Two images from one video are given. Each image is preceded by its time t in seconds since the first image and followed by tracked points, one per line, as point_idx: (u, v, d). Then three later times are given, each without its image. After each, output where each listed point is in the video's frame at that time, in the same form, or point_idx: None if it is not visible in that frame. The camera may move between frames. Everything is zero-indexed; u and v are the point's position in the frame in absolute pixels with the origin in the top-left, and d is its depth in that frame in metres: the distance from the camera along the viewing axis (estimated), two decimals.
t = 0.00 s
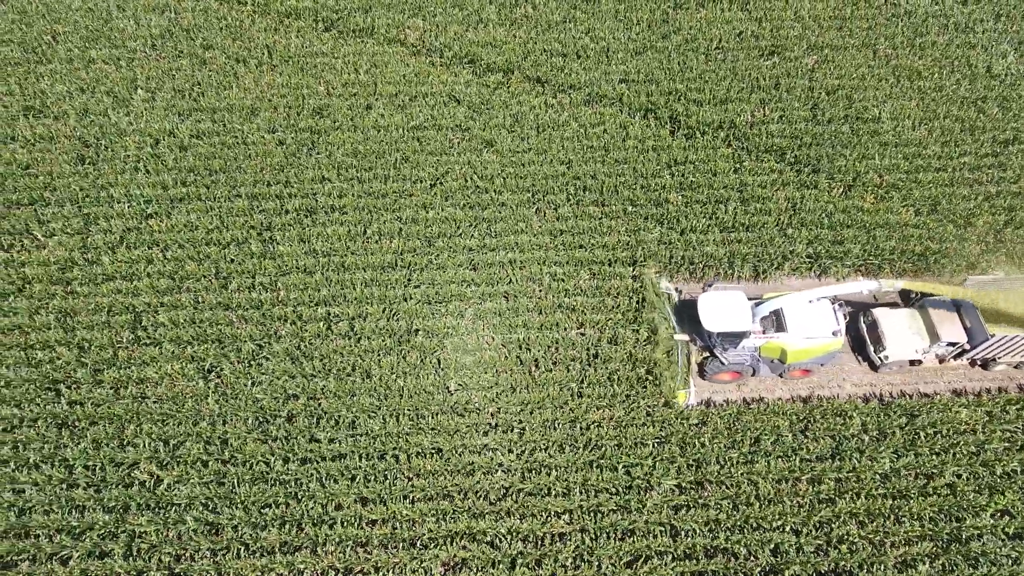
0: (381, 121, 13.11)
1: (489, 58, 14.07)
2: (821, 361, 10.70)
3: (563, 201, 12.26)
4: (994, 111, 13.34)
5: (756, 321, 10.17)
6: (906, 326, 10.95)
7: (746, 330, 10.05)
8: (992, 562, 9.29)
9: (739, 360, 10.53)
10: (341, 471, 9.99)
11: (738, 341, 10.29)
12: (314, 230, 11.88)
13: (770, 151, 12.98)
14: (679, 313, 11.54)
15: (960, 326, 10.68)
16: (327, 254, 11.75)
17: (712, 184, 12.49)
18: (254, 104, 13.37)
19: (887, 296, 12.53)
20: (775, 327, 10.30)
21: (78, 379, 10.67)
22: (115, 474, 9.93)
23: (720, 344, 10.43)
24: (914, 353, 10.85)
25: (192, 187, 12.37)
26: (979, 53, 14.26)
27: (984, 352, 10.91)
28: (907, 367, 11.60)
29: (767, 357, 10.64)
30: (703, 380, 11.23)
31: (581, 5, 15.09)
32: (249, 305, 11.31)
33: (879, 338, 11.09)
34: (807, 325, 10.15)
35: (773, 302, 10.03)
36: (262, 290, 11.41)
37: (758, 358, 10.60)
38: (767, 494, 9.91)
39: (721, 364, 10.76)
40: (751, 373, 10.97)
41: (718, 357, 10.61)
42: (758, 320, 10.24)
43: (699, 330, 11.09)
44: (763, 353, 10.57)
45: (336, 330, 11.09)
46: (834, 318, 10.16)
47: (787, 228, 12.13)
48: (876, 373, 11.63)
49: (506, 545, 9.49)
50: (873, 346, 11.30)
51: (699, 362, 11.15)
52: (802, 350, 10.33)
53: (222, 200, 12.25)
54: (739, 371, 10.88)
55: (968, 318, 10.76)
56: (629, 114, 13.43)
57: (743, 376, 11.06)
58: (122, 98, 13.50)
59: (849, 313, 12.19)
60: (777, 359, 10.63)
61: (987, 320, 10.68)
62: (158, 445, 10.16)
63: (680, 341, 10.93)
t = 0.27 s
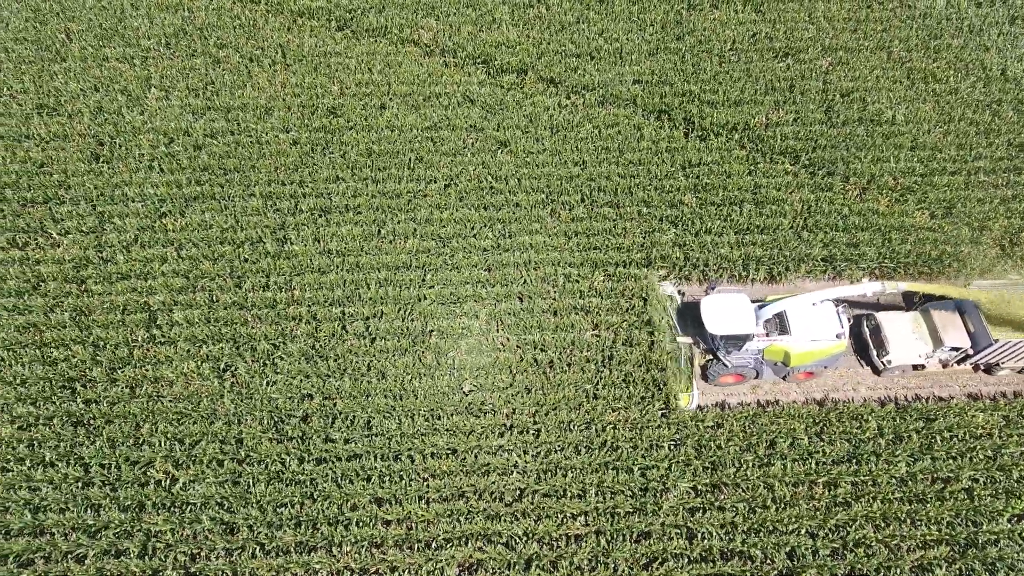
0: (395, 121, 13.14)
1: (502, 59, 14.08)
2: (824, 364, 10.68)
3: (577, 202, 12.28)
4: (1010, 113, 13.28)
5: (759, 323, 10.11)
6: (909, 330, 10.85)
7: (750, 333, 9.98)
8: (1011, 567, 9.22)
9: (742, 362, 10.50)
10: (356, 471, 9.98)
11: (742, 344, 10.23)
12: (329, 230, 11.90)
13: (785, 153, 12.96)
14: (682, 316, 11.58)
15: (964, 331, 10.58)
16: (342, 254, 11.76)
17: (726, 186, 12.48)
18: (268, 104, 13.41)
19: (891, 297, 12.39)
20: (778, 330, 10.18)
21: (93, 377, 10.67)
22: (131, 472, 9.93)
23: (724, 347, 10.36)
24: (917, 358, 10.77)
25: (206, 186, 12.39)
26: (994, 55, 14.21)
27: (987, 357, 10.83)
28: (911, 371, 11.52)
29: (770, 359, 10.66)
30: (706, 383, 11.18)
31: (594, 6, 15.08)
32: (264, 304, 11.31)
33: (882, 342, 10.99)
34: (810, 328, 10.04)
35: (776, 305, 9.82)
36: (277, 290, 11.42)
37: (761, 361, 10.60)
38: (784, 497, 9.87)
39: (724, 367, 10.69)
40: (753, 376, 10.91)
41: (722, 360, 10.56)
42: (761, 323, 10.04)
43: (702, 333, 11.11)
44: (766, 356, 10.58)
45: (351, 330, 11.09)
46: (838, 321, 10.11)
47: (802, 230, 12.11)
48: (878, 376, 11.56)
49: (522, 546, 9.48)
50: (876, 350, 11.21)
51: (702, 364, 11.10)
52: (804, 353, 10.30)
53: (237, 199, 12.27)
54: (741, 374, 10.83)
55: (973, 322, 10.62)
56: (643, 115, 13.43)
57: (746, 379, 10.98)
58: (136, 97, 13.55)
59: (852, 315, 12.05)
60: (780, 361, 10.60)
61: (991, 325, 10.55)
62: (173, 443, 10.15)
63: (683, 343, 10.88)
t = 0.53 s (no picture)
0: (407, 121, 13.17)
1: (514, 58, 14.09)
2: (824, 366, 10.68)
3: (589, 202, 12.30)
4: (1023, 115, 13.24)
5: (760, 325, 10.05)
6: (910, 333, 10.74)
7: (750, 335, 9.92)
8: None
9: (742, 364, 10.47)
10: (369, 469, 9.98)
11: (742, 346, 10.19)
12: (341, 229, 11.92)
13: (796, 154, 12.96)
14: (681, 317, 11.48)
15: (965, 333, 10.49)
16: (354, 253, 11.77)
17: (738, 187, 12.49)
18: (280, 103, 13.45)
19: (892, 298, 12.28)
20: (778, 331, 10.10)
21: (106, 375, 10.68)
22: (144, 470, 9.93)
23: (724, 349, 10.32)
24: (918, 360, 10.68)
25: (218, 185, 12.40)
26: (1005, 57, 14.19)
27: (988, 359, 10.76)
28: (910, 373, 11.44)
29: (770, 361, 10.61)
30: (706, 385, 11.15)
31: (605, 6, 15.09)
32: (276, 303, 11.31)
33: (883, 344, 10.89)
34: (811, 330, 9.98)
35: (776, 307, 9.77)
36: (289, 288, 11.44)
37: (762, 362, 10.55)
38: (797, 498, 9.85)
39: (724, 368, 10.66)
40: (754, 378, 10.88)
41: (722, 362, 10.50)
42: (761, 324, 10.03)
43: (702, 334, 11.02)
44: (767, 357, 10.54)
45: (364, 328, 11.10)
46: (838, 323, 10.05)
47: (815, 231, 12.10)
48: (878, 378, 11.49)
49: (535, 546, 9.47)
50: (877, 352, 11.10)
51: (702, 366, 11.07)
52: (805, 355, 10.28)
53: (250, 198, 12.30)
54: (742, 376, 10.79)
55: (974, 324, 10.57)
56: (655, 115, 13.44)
57: (746, 381, 10.93)
58: (149, 95, 13.58)
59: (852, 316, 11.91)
60: (780, 363, 10.58)
61: (992, 327, 10.50)
62: (187, 441, 10.16)
63: (683, 344, 10.86)
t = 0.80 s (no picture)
0: (418, 119, 13.20)
1: (523, 57, 14.12)
2: (823, 365, 10.69)
3: (600, 201, 12.34)
4: None
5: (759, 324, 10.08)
6: (909, 333, 10.74)
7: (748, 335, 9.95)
8: None
9: (740, 363, 10.50)
10: (380, 467, 9.99)
11: (741, 346, 10.22)
12: (352, 227, 11.95)
13: (806, 154, 12.99)
14: (680, 317, 11.59)
15: (964, 333, 10.48)
16: (365, 251, 11.80)
17: (748, 187, 12.52)
18: (291, 101, 13.49)
19: (891, 299, 12.28)
20: (777, 330, 10.15)
21: (118, 372, 10.71)
22: (156, 466, 9.95)
23: (723, 349, 10.37)
24: (916, 361, 10.67)
25: (229, 182, 12.44)
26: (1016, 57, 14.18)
27: (987, 360, 10.74)
28: (909, 373, 11.42)
29: (769, 360, 10.64)
30: (704, 384, 11.19)
31: (614, 5, 15.12)
32: (287, 300, 11.33)
33: (881, 345, 10.89)
34: (809, 330, 10.03)
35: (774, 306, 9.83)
36: (301, 286, 11.47)
37: (760, 362, 10.59)
38: (809, 497, 9.84)
39: (722, 368, 10.71)
40: (752, 377, 10.92)
41: (720, 361, 10.56)
42: (760, 324, 10.07)
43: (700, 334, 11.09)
44: (766, 357, 10.56)
45: (375, 326, 11.12)
46: (837, 322, 10.08)
47: (825, 231, 12.12)
48: (877, 378, 11.48)
49: (547, 544, 9.47)
50: (875, 353, 11.11)
51: (700, 365, 11.12)
52: (803, 354, 10.29)
53: (260, 195, 12.32)
54: (740, 375, 10.83)
55: (973, 325, 10.56)
56: (665, 115, 13.46)
57: (744, 380, 10.99)
58: (159, 93, 13.63)
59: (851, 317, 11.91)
60: (778, 363, 10.59)
61: (992, 327, 10.46)
62: (199, 438, 10.17)
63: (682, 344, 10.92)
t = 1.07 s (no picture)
0: (427, 117, 13.25)
1: (532, 55, 14.17)
2: (820, 364, 10.72)
3: (609, 199, 12.37)
4: None
5: (756, 322, 10.08)
6: (906, 332, 10.76)
7: (745, 332, 9.94)
8: None
9: (737, 361, 10.50)
10: (391, 463, 10.01)
11: (737, 343, 10.24)
12: (362, 224, 11.98)
13: (814, 153, 13.01)
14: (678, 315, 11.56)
15: (961, 332, 10.49)
16: (375, 248, 11.82)
17: (756, 185, 12.57)
18: (300, 99, 13.53)
19: (889, 297, 12.29)
20: (774, 328, 10.16)
21: (128, 368, 10.73)
22: (168, 461, 9.97)
23: (720, 347, 10.37)
24: (913, 359, 10.71)
25: (239, 179, 12.46)
26: None
27: (985, 359, 10.75)
28: (906, 372, 11.45)
29: (766, 358, 10.66)
30: (702, 381, 11.22)
31: (622, 4, 15.16)
32: (298, 297, 11.36)
33: (878, 343, 10.92)
34: (806, 328, 10.07)
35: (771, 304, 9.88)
36: (311, 282, 11.50)
37: (757, 360, 10.63)
38: (818, 494, 9.86)
39: (719, 365, 10.74)
40: (749, 375, 10.96)
41: (717, 358, 10.58)
42: (757, 322, 10.09)
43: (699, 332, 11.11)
44: (762, 355, 10.59)
45: (385, 323, 11.14)
46: (834, 321, 10.10)
47: (834, 229, 12.15)
48: (874, 377, 11.50)
49: (557, 540, 9.50)
50: (872, 351, 11.15)
51: (698, 363, 11.15)
52: (800, 352, 10.32)
53: (270, 192, 12.35)
54: (738, 373, 10.86)
55: (970, 324, 10.58)
56: (674, 113, 13.50)
57: (742, 378, 11.04)
58: (168, 90, 13.66)
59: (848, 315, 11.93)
60: (775, 361, 10.62)
61: (988, 327, 10.50)
62: (209, 434, 10.19)
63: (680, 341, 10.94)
